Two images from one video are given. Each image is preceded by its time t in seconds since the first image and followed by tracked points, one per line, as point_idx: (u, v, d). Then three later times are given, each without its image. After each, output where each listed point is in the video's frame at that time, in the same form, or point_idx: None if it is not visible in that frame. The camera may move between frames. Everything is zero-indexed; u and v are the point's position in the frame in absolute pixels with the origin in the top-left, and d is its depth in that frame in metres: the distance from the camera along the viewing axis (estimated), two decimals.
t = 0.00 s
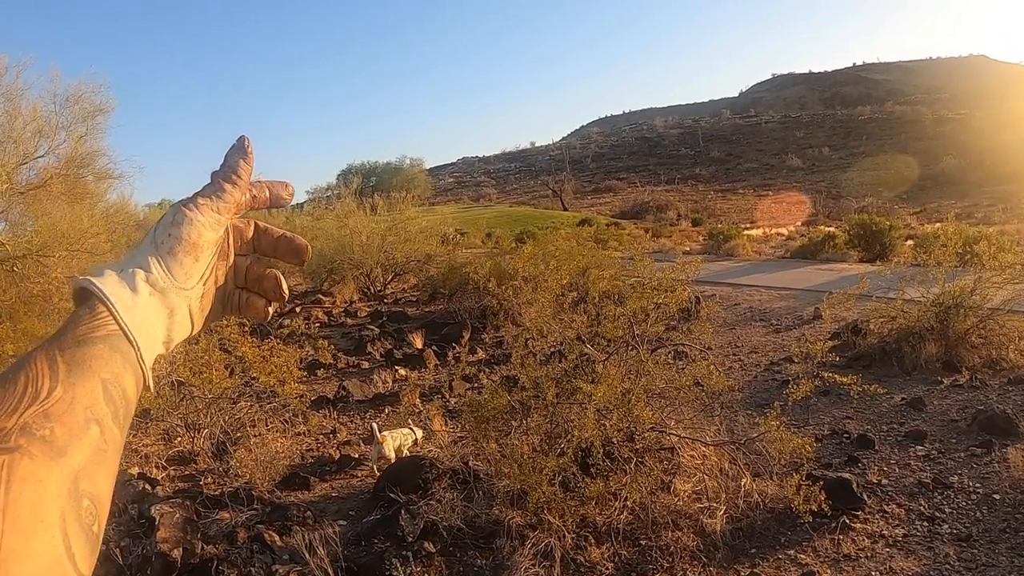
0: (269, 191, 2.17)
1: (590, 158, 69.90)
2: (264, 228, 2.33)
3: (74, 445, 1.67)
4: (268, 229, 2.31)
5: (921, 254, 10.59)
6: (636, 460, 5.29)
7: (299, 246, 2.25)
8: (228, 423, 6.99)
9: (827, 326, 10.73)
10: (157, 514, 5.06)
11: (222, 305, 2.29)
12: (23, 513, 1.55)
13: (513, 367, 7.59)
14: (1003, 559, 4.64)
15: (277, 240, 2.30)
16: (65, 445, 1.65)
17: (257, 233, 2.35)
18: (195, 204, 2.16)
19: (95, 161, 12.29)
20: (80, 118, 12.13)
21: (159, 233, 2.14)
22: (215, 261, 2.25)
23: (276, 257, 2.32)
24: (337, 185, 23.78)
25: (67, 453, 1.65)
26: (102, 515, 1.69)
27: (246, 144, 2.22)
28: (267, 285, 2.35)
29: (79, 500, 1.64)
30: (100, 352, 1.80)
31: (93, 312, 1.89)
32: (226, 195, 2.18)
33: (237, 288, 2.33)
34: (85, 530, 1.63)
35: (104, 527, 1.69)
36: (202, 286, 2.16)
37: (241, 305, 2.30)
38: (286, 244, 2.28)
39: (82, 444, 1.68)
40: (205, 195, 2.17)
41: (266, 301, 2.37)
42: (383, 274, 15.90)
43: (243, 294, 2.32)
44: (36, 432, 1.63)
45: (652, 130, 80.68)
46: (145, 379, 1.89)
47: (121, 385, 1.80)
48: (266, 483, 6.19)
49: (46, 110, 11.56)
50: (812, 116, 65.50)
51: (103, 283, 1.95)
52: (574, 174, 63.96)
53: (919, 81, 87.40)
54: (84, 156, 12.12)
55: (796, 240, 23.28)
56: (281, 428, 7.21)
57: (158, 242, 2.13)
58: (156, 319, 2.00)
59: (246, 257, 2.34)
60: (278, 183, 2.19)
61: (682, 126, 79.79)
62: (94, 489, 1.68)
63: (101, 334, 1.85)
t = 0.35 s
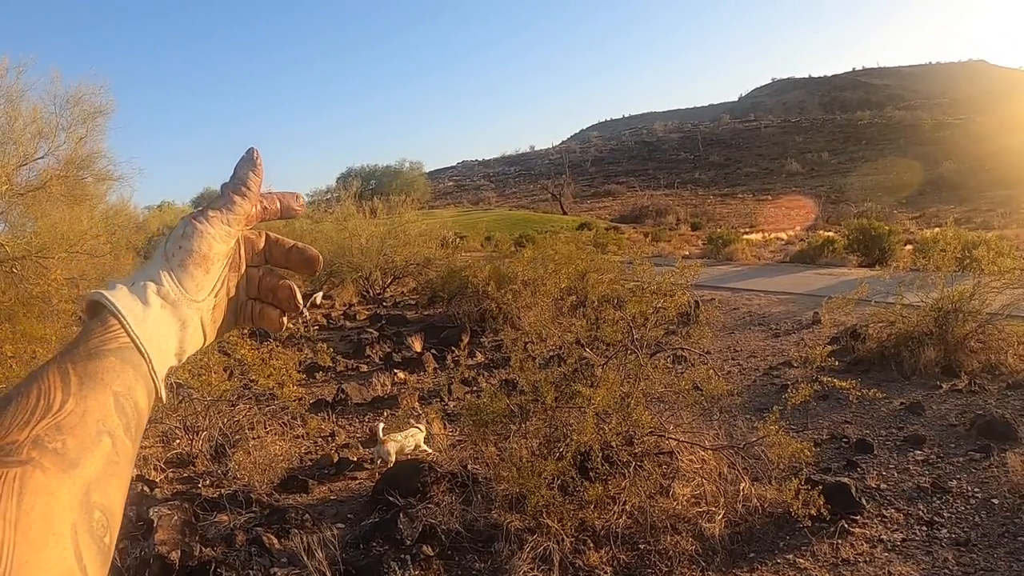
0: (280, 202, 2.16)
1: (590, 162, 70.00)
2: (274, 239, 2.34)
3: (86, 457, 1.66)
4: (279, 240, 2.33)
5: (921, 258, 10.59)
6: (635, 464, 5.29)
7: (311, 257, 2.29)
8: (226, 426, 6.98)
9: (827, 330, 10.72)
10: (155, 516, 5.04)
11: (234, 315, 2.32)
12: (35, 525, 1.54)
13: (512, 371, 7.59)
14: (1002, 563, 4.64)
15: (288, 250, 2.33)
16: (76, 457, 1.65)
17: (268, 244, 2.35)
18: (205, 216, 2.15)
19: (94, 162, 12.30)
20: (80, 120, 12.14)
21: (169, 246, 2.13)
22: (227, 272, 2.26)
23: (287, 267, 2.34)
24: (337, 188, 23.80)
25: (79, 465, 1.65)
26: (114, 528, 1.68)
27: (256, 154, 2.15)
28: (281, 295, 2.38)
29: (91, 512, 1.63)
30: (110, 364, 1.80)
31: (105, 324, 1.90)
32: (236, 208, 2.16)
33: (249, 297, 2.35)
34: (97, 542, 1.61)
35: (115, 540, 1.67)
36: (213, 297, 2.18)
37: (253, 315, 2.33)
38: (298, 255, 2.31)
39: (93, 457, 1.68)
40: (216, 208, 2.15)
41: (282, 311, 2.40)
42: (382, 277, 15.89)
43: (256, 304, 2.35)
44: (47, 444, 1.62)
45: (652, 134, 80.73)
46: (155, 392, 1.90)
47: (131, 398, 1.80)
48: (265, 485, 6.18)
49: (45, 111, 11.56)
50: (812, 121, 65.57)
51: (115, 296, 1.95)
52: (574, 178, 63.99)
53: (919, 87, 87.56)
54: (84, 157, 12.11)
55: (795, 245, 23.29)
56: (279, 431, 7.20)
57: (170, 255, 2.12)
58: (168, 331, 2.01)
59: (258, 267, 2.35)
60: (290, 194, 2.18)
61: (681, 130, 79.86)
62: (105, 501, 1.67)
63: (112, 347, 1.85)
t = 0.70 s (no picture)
0: (293, 225, 2.20)
1: (588, 168, 70.15)
2: (291, 259, 2.33)
3: (107, 485, 1.74)
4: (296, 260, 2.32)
5: (919, 264, 10.60)
6: (632, 470, 5.27)
7: (328, 275, 2.24)
8: (224, 429, 7.00)
9: (824, 336, 10.74)
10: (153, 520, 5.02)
11: (255, 337, 2.31)
12: (58, 553, 1.63)
13: (510, 376, 7.59)
14: (998, 570, 4.65)
15: (306, 270, 2.31)
16: (98, 486, 1.73)
17: (285, 265, 2.34)
18: (221, 243, 2.16)
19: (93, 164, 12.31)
20: (80, 122, 12.16)
21: (187, 273, 2.14)
22: (245, 295, 2.26)
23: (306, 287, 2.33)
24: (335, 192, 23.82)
25: (101, 493, 1.73)
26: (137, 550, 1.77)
27: (268, 180, 2.19)
28: (305, 314, 2.34)
29: (113, 538, 1.72)
30: (132, 393, 1.86)
31: (126, 353, 1.94)
32: (250, 234, 2.18)
33: (270, 319, 2.33)
34: (119, 566, 1.70)
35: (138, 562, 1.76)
36: (232, 322, 2.18)
37: (276, 337, 2.32)
38: (315, 274, 2.29)
39: (115, 485, 1.76)
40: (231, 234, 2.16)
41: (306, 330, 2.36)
42: (380, 282, 15.89)
43: (278, 325, 2.33)
44: (70, 474, 1.70)
45: (650, 140, 80.87)
46: (178, 417, 1.95)
47: (152, 426, 1.86)
48: (262, 489, 6.18)
49: (45, 113, 11.56)
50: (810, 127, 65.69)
51: (134, 326, 1.98)
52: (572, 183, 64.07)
53: (917, 93, 87.77)
54: (82, 159, 12.12)
55: (793, 251, 23.30)
56: (277, 435, 7.21)
57: (187, 283, 2.13)
58: (187, 358, 2.02)
59: (277, 289, 2.34)
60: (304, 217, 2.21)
61: (680, 136, 79.97)
62: (127, 527, 1.75)
63: (133, 375, 1.90)
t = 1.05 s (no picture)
0: (314, 258, 2.30)
1: (587, 173, 70.28)
2: (311, 288, 2.42)
3: (136, 516, 1.76)
4: (317, 287, 2.39)
5: (916, 270, 10.63)
6: (629, 475, 5.29)
7: (352, 299, 2.37)
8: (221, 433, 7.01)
9: (822, 342, 10.75)
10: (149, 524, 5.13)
11: (280, 364, 2.39)
12: None
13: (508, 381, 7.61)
14: None
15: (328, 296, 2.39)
16: (127, 517, 1.76)
17: (305, 294, 2.45)
18: (244, 278, 2.20)
19: (91, 167, 12.33)
20: (79, 124, 12.17)
21: (210, 308, 2.16)
22: (268, 326, 2.32)
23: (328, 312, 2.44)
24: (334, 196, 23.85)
25: (130, 524, 1.75)
26: None
27: (296, 223, 2.29)
28: (334, 337, 2.43)
29: (142, 567, 1.73)
30: (160, 427, 1.89)
31: (153, 389, 1.96)
32: (274, 271, 2.24)
33: (296, 346, 2.42)
34: None
35: None
36: (255, 353, 2.22)
37: (302, 362, 2.41)
38: (337, 299, 2.38)
39: (144, 516, 1.78)
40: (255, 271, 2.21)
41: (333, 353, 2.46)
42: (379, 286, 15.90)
43: (303, 351, 2.42)
44: (100, 505, 1.73)
45: (649, 145, 81.04)
46: (205, 450, 1.98)
47: (180, 458, 1.89)
48: (260, 493, 6.18)
49: (45, 115, 11.55)
50: (809, 133, 65.84)
51: (161, 362, 2.00)
52: (571, 188, 64.18)
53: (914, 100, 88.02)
54: (81, 162, 12.12)
55: (791, 256, 23.34)
56: (275, 439, 7.21)
57: (210, 317, 2.15)
58: (214, 391, 2.05)
59: (299, 316, 2.44)
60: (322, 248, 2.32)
61: (678, 141, 80.14)
62: (156, 556, 1.77)
63: (161, 410, 1.92)
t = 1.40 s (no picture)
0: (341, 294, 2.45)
1: (586, 178, 70.38)
2: (341, 321, 2.52)
3: (174, 549, 1.89)
4: (346, 320, 2.52)
5: (914, 276, 10.66)
6: (627, 481, 5.30)
7: (379, 330, 2.48)
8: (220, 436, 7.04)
9: (820, 348, 10.77)
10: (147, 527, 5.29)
11: (313, 397, 2.50)
12: None
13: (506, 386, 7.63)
14: None
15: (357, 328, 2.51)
16: (167, 549, 1.88)
17: (335, 327, 2.54)
18: (275, 318, 2.35)
19: (90, 169, 12.34)
20: (78, 127, 12.18)
21: (243, 347, 2.32)
22: (299, 361, 2.44)
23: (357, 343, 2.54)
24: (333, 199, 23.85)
25: (168, 557, 1.87)
26: None
27: (333, 268, 2.42)
28: (365, 369, 2.54)
29: None
30: (196, 463, 2.04)
31: (190, 427, 2.13)
32: (305, 311, 2.38)
33: (328, 378, 2.53)
34: None
35: None
36: (287, 388, 2.37)
37: (334, 394, 2.52)
38: (366, 330, 2.51)
39: (182, 548, 1.91)
40: (286, 310, 2.36)
41: (364, 384, 2.56)
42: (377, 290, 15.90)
43: (333, 384, 2.53)
44: (140, 539, 1.85)
45: (648, 150, 81.09)
46: (239, 484, 2.14)
47: (215, 493, 2.03)
48: (258, 497, 6.20)
49: (44, 117, 11.56)
50: (807, 139, 65.94)
51: (197, 400, 2.18)
52: (569, 193, 64.23)
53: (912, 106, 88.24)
54: (80, 164, 12.13)
55: (789, 262, 23.35)
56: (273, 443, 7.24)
57: (243, 355, 2.31)
58: (248, 427, 2.22)
59: (330, 350, 2.53)
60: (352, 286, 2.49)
61: (676, 147, 80.21)
62: None
63: (197, 446, 2.09)
